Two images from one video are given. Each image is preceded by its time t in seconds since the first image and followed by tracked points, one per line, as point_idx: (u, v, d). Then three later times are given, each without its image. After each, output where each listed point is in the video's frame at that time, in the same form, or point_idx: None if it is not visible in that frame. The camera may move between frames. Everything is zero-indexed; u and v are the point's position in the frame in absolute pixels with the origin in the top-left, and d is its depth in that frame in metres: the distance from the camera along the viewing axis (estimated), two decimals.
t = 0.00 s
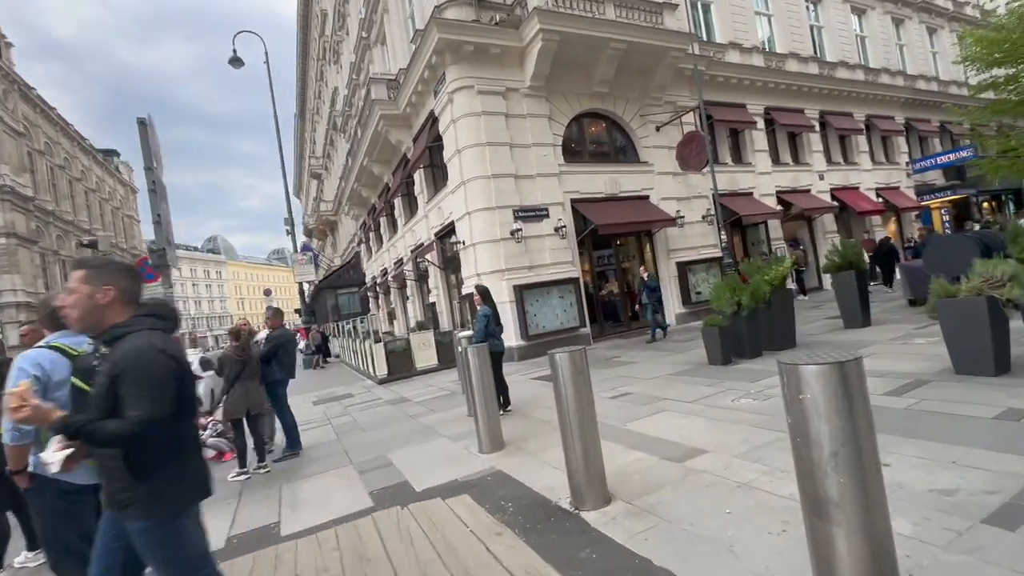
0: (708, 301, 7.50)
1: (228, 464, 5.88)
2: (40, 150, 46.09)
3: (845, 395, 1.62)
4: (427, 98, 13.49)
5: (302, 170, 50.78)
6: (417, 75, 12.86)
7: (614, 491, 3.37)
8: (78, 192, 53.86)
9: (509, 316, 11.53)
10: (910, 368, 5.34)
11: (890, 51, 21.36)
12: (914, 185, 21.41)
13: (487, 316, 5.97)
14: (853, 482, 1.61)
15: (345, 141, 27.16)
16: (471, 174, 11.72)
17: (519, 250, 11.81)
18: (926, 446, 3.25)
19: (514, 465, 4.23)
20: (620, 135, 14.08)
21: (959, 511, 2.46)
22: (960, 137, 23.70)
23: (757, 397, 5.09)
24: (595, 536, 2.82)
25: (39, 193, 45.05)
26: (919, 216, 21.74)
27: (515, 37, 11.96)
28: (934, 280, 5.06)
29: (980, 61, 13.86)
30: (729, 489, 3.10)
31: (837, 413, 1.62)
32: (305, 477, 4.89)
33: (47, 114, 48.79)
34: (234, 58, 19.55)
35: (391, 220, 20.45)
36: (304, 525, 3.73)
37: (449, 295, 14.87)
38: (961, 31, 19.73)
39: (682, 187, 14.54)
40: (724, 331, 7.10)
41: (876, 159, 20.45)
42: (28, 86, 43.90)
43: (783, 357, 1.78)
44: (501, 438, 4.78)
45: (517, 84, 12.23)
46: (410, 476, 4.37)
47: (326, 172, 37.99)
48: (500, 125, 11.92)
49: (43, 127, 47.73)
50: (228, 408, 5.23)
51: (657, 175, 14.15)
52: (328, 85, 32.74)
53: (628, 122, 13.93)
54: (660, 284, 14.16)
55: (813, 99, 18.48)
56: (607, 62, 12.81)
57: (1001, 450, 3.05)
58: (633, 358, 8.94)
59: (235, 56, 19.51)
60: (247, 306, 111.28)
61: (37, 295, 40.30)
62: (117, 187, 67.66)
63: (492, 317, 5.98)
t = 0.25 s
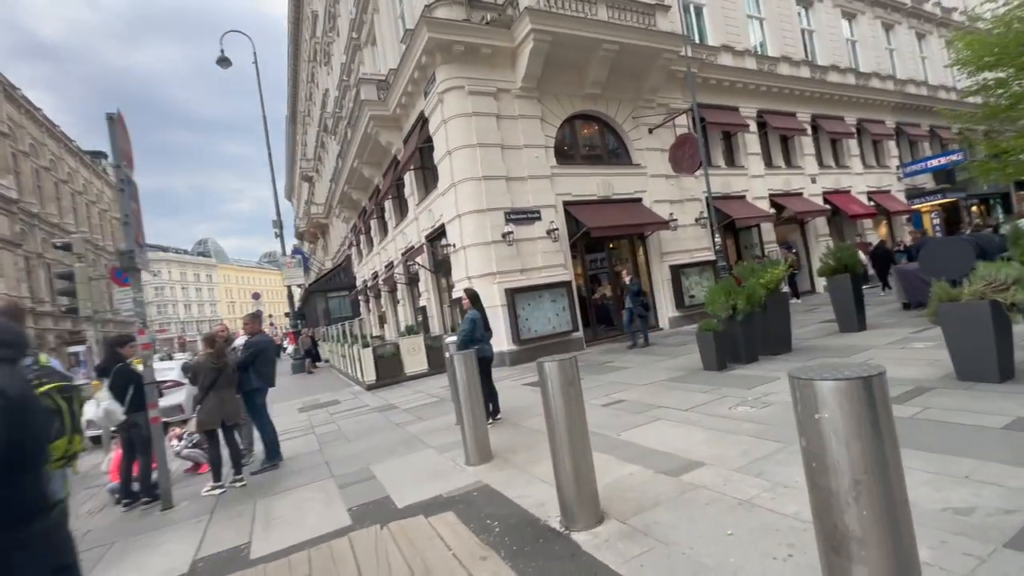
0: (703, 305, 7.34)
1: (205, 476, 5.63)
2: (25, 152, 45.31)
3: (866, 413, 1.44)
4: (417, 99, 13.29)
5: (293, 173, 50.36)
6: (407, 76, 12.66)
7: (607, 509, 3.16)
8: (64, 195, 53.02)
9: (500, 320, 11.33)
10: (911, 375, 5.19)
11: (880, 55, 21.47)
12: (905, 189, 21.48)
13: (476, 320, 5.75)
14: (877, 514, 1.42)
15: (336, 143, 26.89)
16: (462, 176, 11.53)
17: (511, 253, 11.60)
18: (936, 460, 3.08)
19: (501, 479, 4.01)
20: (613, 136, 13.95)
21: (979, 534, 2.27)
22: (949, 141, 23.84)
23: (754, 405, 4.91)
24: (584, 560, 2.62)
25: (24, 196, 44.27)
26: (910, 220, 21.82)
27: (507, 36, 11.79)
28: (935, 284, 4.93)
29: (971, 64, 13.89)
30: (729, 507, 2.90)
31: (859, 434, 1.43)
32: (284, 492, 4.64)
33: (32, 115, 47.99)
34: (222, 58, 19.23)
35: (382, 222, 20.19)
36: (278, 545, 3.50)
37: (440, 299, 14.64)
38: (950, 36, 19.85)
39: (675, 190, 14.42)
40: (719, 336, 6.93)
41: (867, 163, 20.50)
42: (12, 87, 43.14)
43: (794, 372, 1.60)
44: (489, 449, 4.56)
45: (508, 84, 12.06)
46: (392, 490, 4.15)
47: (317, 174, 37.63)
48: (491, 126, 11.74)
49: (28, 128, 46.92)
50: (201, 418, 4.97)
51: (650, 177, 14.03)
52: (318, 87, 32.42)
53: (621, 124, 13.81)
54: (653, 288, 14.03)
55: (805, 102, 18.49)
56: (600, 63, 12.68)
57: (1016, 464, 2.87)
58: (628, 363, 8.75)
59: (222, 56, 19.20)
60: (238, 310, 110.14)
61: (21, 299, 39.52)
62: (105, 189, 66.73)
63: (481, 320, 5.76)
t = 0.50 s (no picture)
0: (697, 305, 7.18)
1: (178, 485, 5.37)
2: (7, 148, 44.36)
3: (895, 437, 1.25)
4: (406, 94, 13.02)
5: (283, 170, 49.78)
6: (395, 71, 12.39)
7: (598, 524, 2.96)
8: (48, 192, 52.02)
9: (491, 320, 11.12)
10: (910, 377, 5.05)
11: (871, 54, 21.49)
12: (896, 188, 21.52)
13: (463, 321, 5.53)
14: (907, 554, 1.23)
15: (325, 140, 26.51)
16: (452, 173, 11.29)
17: (502, 252, 11.39)
18: (945, 471, 2.91)
19: (487, 490, 3.79)
20: (605, 134, 13.78)
21: (1001, 557, 2.09)
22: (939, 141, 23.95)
23: (751, 409, 4.75)
24: None
25: (6, 193, 43.34)
26: (901, 219, 21.88)
27: (497, 31, 11.57)
28: (937, 284, 4.78)
29: (964, 63, 13.87)
30: (729, 524, 2.71)
31: (888, 461, 1.24)
32: (259, 503, 4.41)
33: (15, 110, 47.00)
34: (208, 52, 18.83)
35: (372, 221, 19.88)
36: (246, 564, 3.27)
37: (430, 298, 14.39)
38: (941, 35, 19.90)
39: (668, 188, 14.28)
40: (713, 336, 6.77)
41: (859, 162, 20.51)
42: None
43: (810, 387, 1.41)
44: (475, 457, 4.35)
45: (499, 80, 11.84)
46: (372, 502, 3.92)
47: (306, 172, 37.16)
48: (481, 122, 11.50)
49: (11, 124, 45.96)
50: (171, 426, 4.70)
51: (643, 175, 13.87)
52: (308, 84, 32.00)
53: (613, 121, 13.63)
54: (646, 287, 13.88)
55: (797, 101, 18.44)
56: (592, 59, 12.50)
57: None
58: (620, 364, 8.57)
59: (208, 50, 18.79)
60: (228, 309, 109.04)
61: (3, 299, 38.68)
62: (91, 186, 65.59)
63: (469, 322, 5.54)
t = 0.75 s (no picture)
0: (692, 305, 7.03)
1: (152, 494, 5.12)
2: None
3: (924, 457, 1.11)
4: (397, 91, 12.81)
5: (275, 170, 49.35)
6: (386, 67, 12.19)
7: (588, 538, 2.78)
8: (37, 192, 51.35)
9: (482, 320, 10.93)
10: (911, 379, 4.91)
11: (865, 55, 21.51)
12: (889, 189, 21.54)
13: (451, 321, 5.32)
14: None
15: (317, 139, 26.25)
16: (443, 171, 11.09)
17: (494, 251, 11.20)
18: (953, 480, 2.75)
19: (473, 499, 3.61)
20: (599, 132, 13.63)
21: None
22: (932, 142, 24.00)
23: (748, 413, 4.59)
24: None
25: None
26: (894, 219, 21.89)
27: (489, 27, 11.39)
28: (937, 283, 4.65)
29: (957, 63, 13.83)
30: (727, 539, 2.54)
31: (916, 484, 1.10)
32: (235, 513, 4.19)
33: (2, 108, 46.34)
34: (196, 48, 18.52)
35: (363, 220, 19.64)
36: None
37: (421, 299, 14.17)
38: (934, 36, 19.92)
39: (662, 187, 14.15)
40: (708, 337, 6.62)
41: (852, 162, 20.50)
42: None
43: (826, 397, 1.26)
44: (461, 464, 4.15)
45: (491, 76, 11.66)
46: (352, 513, 3.71)
47: (298, 172, 36.84)
48: (473, 120, 11.32)
49: None
50: (142, 432, 4.47)
51: (637, 175, 13.74)
52: (300, 83, 31.70)
53: (607, 119, 13.48)
54: (640, 288, 13.73)
55: (791, 100, 18.38)
56: (586, 56, 12.34)
57: None
58: (614, 365, 8.40)
59: (196, 46, 18.49)
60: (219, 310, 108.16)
61: None
62: (80, 186, 64.79)
63: (457, 322, 5.33)
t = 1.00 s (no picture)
0: (685, 308, 6.85)
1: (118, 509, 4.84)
2: None
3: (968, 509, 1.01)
4: (386, 89, 12.57)
5: (266, 170, 48.84)
6: (374, 65, 11.94)
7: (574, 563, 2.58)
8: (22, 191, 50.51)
9: (473, 323, 10.71)
10: (911, 386, 4.75)
11: (857, 56, 21.51)
12: (881, 190, 21.54)
13: (435, 325, 5.10)
14: None
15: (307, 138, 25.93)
16: (432, 170, 10.86)
17: (484, 253, 10.98)
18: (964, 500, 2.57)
19: (454, 517, 3.39)
20: (591, 132, 13.45)
21: None
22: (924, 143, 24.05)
23: (744, 422, 4.40)
24: None
25: None
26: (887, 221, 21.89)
27: (480, 25, 11.19)
28: (938, 287, 4.49)
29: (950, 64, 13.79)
30: (724, 567, 2.34)
31: (958, 539, 1.01)
32: (206, 530, 3.96)
33: None
34: (182, 45, 18.16)
35: (353, 220, 19.35)
36: None
37: (411, 300, 13.92)
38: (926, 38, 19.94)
39: (655, 188, 13.99)
40: (702, 341, 6.44)
41: (845, 164, 20.48)
42: None
43: (848, 438, 1.17)
44: (443, 479, 3.94)
45: (481, 75, 11.44)
46: (325, 533, 3.48)
47: (289, 172, 36.45)
48: (463, 118, 11.09)
49: None
50: (103, 444, 4.20)
51: (630, 175, 13.57)
52: (291, 82, 31.34)
53: (600, 119, 13.30)
54: (633, 289, 13.56)
55: (785, 101, 18.32)
56: (578, 55, 12.16)
57: None
58: (606, 369, 8.21)
59: (182, 43, 18.13)
60: (210, 311, 107.07)
61: None
62: (68, 185, 63.84)
63: (442, 327, 5.12)
